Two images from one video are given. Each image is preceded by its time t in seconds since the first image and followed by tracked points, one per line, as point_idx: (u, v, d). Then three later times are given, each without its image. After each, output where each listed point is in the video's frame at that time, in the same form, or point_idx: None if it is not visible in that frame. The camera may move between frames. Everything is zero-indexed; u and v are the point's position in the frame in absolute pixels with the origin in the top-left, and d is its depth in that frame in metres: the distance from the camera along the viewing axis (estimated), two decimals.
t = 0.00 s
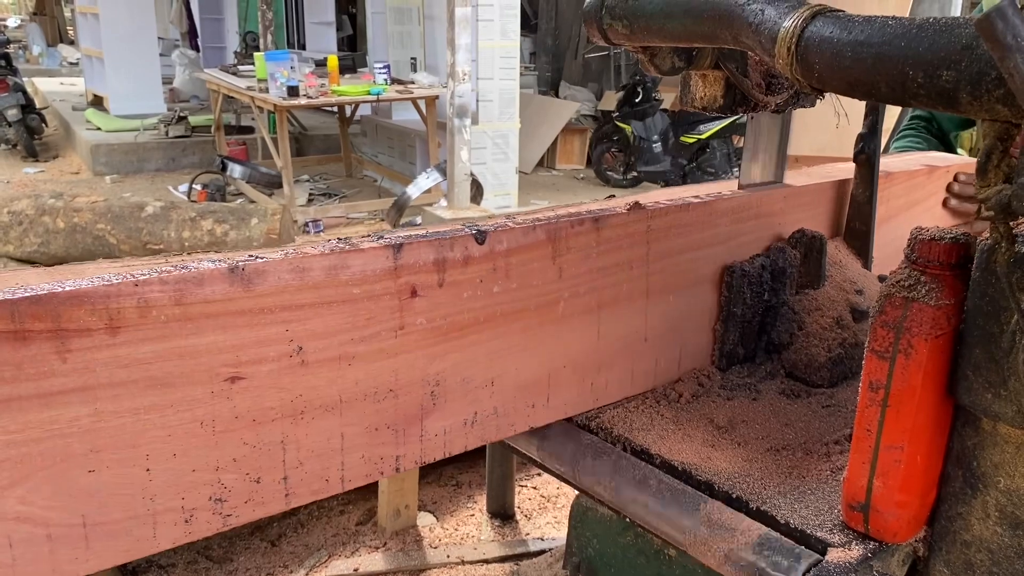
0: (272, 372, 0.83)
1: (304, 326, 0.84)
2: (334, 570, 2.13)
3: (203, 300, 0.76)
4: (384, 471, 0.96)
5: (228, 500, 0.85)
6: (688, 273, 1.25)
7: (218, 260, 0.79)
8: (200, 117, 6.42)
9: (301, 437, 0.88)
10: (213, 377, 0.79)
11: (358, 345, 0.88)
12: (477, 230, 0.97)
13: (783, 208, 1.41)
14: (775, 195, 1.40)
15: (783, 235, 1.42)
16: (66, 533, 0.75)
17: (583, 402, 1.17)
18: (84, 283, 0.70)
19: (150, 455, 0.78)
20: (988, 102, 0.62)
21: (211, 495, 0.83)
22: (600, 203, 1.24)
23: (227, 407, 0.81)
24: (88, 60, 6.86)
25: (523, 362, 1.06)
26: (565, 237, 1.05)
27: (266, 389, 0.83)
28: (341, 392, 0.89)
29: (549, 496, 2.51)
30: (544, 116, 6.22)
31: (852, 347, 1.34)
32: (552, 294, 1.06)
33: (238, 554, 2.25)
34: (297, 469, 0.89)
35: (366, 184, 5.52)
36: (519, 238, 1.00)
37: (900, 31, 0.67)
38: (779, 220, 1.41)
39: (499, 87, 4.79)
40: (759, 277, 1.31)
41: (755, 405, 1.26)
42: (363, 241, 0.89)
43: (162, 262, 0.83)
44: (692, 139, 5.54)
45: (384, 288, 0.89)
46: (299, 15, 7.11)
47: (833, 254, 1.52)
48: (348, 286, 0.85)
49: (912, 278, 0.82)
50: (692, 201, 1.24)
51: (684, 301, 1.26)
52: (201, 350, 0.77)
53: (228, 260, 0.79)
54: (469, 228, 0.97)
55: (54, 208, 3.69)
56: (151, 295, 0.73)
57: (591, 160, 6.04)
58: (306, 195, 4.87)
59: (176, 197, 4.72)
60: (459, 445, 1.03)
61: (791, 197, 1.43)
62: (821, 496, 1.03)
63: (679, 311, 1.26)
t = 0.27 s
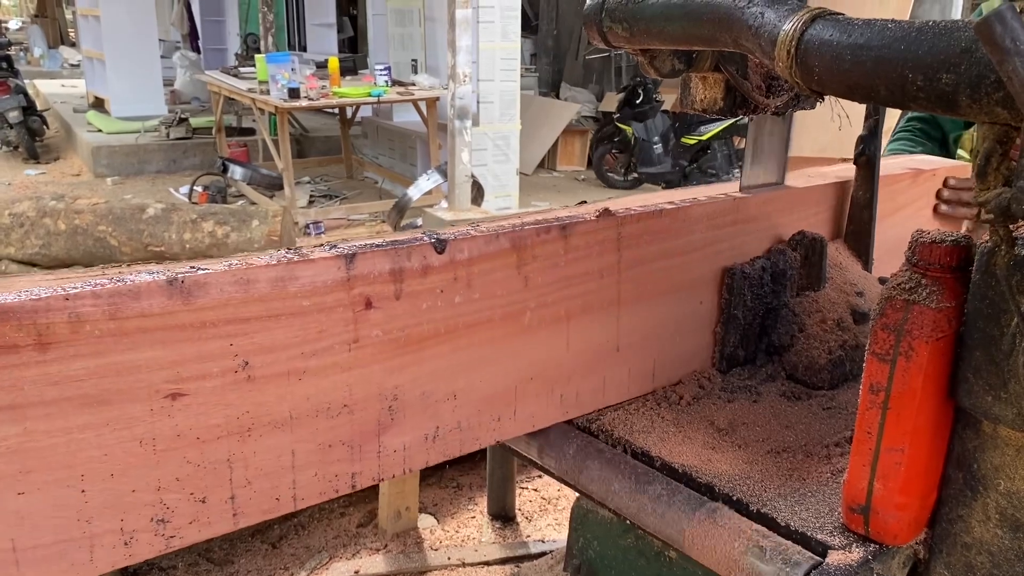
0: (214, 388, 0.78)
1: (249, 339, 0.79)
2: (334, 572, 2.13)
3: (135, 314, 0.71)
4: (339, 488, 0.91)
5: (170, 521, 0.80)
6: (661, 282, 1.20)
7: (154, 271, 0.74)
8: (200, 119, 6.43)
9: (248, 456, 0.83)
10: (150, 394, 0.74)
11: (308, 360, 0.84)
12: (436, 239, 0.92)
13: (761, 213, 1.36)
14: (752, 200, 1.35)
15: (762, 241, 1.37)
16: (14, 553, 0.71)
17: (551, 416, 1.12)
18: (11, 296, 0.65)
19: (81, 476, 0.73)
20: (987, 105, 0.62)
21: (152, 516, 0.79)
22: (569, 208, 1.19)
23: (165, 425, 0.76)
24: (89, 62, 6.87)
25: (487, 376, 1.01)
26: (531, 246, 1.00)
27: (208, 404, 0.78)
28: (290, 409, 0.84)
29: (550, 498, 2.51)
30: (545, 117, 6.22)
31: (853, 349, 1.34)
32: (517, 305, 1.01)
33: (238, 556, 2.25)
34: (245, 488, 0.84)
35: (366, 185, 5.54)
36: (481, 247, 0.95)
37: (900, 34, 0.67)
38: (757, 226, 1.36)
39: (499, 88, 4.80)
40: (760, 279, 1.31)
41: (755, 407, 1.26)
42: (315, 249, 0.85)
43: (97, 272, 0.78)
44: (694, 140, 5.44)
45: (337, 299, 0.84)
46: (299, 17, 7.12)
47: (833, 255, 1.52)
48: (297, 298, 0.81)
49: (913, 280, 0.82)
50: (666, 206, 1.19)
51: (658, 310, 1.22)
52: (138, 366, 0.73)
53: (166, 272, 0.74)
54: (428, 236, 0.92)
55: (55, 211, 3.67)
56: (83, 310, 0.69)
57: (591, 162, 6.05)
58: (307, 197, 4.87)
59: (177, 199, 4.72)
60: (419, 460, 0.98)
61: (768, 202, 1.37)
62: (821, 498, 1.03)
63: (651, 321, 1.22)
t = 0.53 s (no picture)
0: (148, 405, 0.77)
1: (185, 354, 0.78)
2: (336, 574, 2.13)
3: (61, 330, 0.70)
4: (286, 508, 0.90)
5: (104, 543, 0.79)
6: (631, 290, 1.17)
7: (85, 284, 0.73)
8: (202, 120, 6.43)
9: (187, 474, 0.82)
10: (78, 412, 0.73)
11: (250, 375, 0.83)
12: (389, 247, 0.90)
13: (739, 218, 1.32)
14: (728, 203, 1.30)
15: (741, 246, 1.33)
16: None
17: (516, 427, 1.10)
18: None
19: (7, 497, 0.72)
20: (988, 107, 0.62)
21: (84, 539, 0.78)
22: (535, 215, 1.17)
23: (96, 444, 0.75)
24: (90, 63, 6.87)
25: (446, 388, 1.00)
26: (490, 254, 0.99)
27: (142, 422, 0.77)
28: (231, 426, 0.83)
29: (551, 500, 2.51)
30: (546, 118, 6.22)
31: (855, 350, 1.34)
32: (477, 315, 1.00)
33: (241, 558, 2.25)
34: (184, 508, 0.83)
35: (367, 187, 5.55)
36: (436, 256, 0.93)
37: (902, 35, 0.67)
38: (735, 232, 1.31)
39: (500, 89, 4.80)
40: (761, 280, 1.31)
41: (757, 408, 1.26)
42: (257, 260, 0.84)
43: (30, 285, 0.77)
44: (694, 142, 5.53)
45: (280, 311, 0.83)
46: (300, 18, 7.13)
47: (835, 256, 1.52)
48: (237, 310, 0.80)
49: (914, 281, 0.82)
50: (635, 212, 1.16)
51: (629, 319, 1.19)
52: (65, 383, 0.72)
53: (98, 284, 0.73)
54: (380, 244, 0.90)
55: (56, 212, 3.65)
56: (3, 325, 0.67)
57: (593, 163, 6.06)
58: (308, 198, 4.88)
59: (179, 200, 4.73)
60: (373, 478, 0.96)
61: (746, 208, 1.32)
62: (824, 499, 1.03)
63: (623, 330, 1.19)
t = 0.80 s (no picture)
0: (74, 424, 0.73)
1: (113, 370, 0.74)
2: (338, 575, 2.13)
3: None
4: (230, 529, 0.87)
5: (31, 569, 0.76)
6: (600, 298, 1.13)
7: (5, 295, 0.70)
8: (203, 121, 6.43)
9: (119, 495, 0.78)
10: None
11: (187, 391, 0.79)
12: (338, 255, 0.87)
13: (715, 222, 1.26)
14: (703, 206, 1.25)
15: (717, 251, 1.28)
16: None
17: (479, 441, 1.06)
18: None
19: None
20: (993, 106, 0.62)
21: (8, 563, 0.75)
22: (499, 219, 1.13)
23: (19, 465, 0.72)
24: (92, 65, 6.87)
25: (403, 402, 0.96)
26: (448, 261, 0.95)
27: (70, 441, 0.74)
28: (167, 444, 0.80)
29: (554, 500, 2.51)
30: (546, 119, 6.22)
31: (857, 351, 1.34)
32: (434, 324, 0.96)
33: (243, 559, 2.25)
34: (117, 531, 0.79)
35: (368, 188, 5.55)
36: (389, 263, 0.89)
37: (906, 34, 0.67)
38: (711, 236, 1.26)
39: (501, 90, 4.80)
40: (763, 280, 1.31)
41: (760, 408, 1.26)
42: (196, 270, 0.80)
43: None
44: (695, 142, 5.57)
45: (218, 323, 0.79)
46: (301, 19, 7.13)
47: (837, 256, 1.52)
48: (171, 322, 0.76)
49: (917, 280, 0.82)
50: (604, 216, 1.12)
51: (600, 327, 1.15)
52: None
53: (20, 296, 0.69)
54: (328, 251, 0.87)
55: (59, 213, 3.67)
56: None
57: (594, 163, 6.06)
58: (309, 199, 4.88)
59: (180, 201, 4.74)
60: (325, 496, 0.93)
61: (720, 211, 1.27)
62: (827, 499, 1.03)
63: (593, 338, 1.14)
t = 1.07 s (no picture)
0: None
1: (36, 385, 0.70)
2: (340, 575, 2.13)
3: None
4: (169, 549, 0.83)
5: None
6: (568, 307, 1.09)
7: None
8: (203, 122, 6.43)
9: (47, 515, 0.75)
10: None
11: (119, 406, 0.75)
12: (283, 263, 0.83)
13: (691, 227, 1.21)
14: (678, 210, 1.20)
15: (695, 257, 1.24)
16: None
17: (439, 455, 1.02)
18: None
19: None
20: (998, 106, 0.62)
21: None
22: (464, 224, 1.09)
23: None
24: (93, 66, 6.88)
25: (356, 416, 0.92)
26: (403, 269, 0.91)
27: None
28: (98, 461, 0.76)
29: (556, 500, 2.51)
30: (547, 119, 6.21)
31: (860, 351, 1.34)
32: (389, 334, 0.92)
33: (245, 559, 2.25)
34: (46, 551, 0.76)
35: (369, 188, 5.55)
36: (339, 271, 0.86)
37: (910, 34, 0.67)
38: (687, 241, 1.22)
39: (502, 91, 4.80)
40: (766, 281, 1.31)
41: (762, 408, 1.26)
42: (131, 279, 0.76)
43: None
44: (696, 142, 5.41)
45: (152, 335, 0.76)
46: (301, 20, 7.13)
47: (840, 256, 1.52)
48: (101, 335, 0.73)
49: (922, 281, 0.82)
50: (572, 221, 1.08)
51: (569, 336, 1.11)
52: None
53: None
54: (273, 259, 0.83)
55: (60, 214, 3.67)
56: None
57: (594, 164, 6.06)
58: (310, 200, 4.88)
59: (181, 202, 4.74)
60: (272, 513, 0.89)
61: (696, 216, 1.21)
62: (830, 500, 1.03)
63: (561, 347, 1.10)
